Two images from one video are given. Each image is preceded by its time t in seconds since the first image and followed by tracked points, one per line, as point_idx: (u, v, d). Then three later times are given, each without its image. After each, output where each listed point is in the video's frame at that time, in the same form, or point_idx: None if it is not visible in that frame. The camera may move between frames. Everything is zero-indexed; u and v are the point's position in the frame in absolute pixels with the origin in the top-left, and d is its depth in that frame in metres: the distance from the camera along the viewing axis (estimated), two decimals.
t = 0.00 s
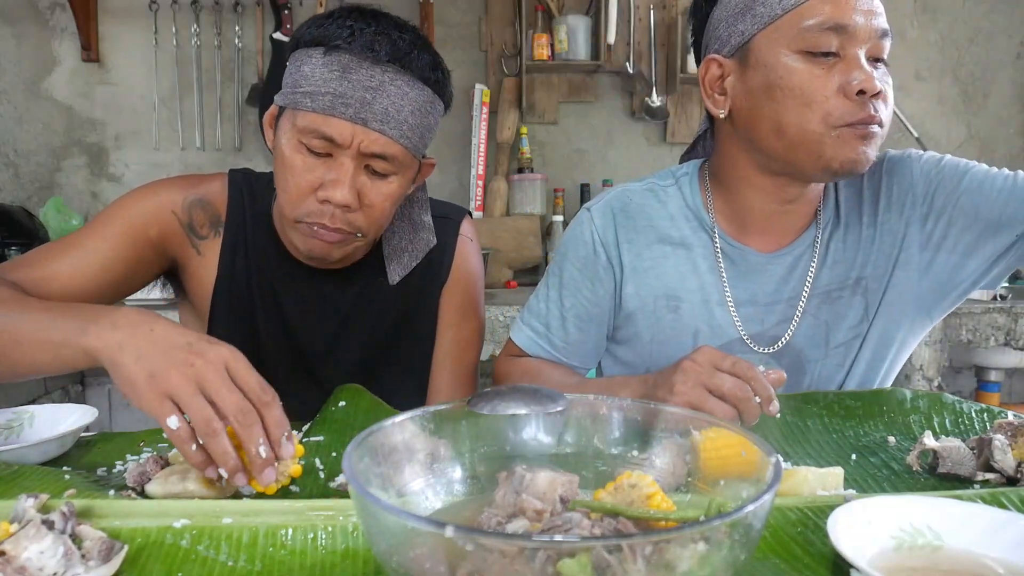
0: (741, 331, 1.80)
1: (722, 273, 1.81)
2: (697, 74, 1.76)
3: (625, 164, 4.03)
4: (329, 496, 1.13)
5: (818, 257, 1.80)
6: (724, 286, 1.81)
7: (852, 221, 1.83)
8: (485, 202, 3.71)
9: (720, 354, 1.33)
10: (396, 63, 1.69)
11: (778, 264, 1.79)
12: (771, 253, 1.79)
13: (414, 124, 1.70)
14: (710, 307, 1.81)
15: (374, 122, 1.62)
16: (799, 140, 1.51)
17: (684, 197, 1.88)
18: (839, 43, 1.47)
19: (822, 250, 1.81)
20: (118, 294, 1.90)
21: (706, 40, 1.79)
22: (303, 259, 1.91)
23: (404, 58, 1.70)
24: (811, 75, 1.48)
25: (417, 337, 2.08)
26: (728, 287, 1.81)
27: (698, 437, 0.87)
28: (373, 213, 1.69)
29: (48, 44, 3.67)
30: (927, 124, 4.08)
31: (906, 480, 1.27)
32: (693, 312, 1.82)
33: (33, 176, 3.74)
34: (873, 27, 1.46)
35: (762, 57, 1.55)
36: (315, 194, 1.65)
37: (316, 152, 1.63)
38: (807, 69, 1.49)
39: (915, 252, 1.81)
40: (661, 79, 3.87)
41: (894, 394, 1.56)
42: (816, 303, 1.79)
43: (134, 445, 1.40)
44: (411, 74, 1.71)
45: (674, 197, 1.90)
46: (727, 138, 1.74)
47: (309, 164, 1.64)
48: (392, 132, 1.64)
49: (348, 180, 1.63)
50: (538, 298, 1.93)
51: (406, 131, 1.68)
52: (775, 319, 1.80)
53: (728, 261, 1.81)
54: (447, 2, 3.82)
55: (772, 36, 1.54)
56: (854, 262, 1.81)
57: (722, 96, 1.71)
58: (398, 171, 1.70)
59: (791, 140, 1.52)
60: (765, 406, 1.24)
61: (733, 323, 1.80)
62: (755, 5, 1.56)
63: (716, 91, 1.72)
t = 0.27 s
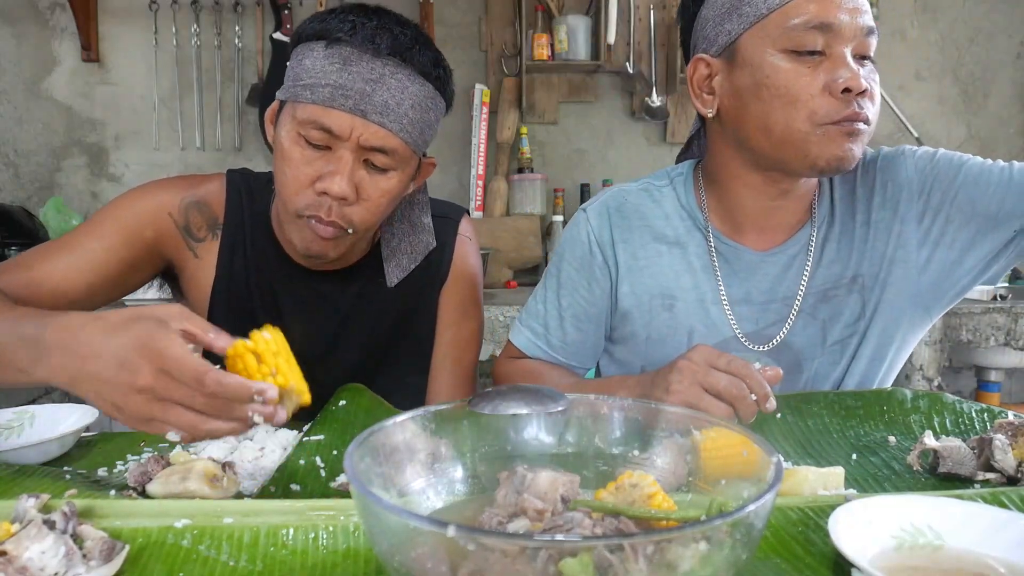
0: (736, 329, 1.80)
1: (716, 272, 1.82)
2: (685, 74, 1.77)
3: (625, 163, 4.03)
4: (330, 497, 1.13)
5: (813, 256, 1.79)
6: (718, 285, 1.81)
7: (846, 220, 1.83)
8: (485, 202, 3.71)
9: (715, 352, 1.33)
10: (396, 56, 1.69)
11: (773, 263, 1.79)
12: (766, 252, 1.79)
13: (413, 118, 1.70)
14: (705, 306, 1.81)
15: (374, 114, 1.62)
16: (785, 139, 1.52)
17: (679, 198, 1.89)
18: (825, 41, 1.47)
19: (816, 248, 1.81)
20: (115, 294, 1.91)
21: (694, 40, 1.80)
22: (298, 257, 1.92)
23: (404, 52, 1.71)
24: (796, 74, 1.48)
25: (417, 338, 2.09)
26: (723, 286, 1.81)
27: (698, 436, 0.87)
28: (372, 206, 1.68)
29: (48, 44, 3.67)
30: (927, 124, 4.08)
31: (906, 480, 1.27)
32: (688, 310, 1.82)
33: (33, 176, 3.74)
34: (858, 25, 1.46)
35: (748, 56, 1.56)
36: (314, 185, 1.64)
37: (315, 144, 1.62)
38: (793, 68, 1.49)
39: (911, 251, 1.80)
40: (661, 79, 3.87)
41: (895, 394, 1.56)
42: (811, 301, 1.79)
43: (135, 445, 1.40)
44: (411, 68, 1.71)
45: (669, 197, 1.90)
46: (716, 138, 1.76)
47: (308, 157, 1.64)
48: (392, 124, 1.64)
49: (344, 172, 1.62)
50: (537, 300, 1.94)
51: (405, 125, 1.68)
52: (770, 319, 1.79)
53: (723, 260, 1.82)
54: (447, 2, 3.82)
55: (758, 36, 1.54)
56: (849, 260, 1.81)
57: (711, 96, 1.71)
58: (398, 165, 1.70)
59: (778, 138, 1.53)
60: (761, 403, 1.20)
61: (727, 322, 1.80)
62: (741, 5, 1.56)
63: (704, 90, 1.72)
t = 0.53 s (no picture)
0: (733, 329, 1.80)
1: (713, 271, 1.82)
2: (678, 75, 1.76)
3: (625, 163, 4.03)
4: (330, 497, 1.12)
5: (809, 255, 1.80)
6: (716, 285, 1.81)
7: (842, 218, 1.83)
8: (485, 202, 3.71)
9: (713, 350, 1.32)
10: (399, 44, 1.70)
11: (769, 262, 1.78)
12: (762, 251, 1.79)
13: (415, 108, 1.70)
14: (702, 305, 1.81)
15: (375, 99, 1.62)
16: (778, 140, 1.52)
17: (675, 198, 1.89)
18: (817, 40, 1.47)
19: (812, 247, 1.81)
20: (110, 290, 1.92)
21: (688, 40, 1.79)
22: (299, 257, 1.92)
23: (407, 42, 1.71)
24: (789, 74, 1.48)
25: (417, 340, 2.09)
26: (720, 286, 1.81)
27: (699, 437, 0.87)
28: (371, 195, 1.67)
29: (48, 44, 3.67)
30: (927, 124, 4.08)
31: (907, 480, 1.27)
32: (685, 309, 1.82)
33: (33, 176, 3.74)
34: (850, 24, 1.46)
35: (740, 57, 1.55)
36: (311, 171, 1.62)
37: (315, 130, 1.61)
38: (786, 67, 1.49)
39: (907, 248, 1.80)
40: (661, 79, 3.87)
41: (895, 394, 1.56)
42: (807, 300, 1.79)
43: (135, 445, 1.40)
44: (413, 58, 1.72)
45: (665, 197, 1.90)
46: (711, 137, 1.76)
47: (308, 143, 1.63)
48: (392, 111, 1.64)
49: (341, 156, 1.60)
50: (535, 301, 1.94)
51: (406, 113, 1.68)
52: (767, 318, 1.79)
53: (720, 260, 1.81)
54: (447, 2, 3.82)
55: (750, 36, 1.54)
56: (845, 258, 1.81)
57: (705, 97, 1.71)
58: (397, 157, 1.69)
59: (772, 137, 1.53)
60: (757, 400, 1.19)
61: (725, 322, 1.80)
62: (734, 6, 1.56)
63: (698, 91, 1.72)
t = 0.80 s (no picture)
0: (732, 328, 1.80)
1: (712, 271, 1.82)
2: (677, 77, 1.76)
3: (625, 163, 4.03)
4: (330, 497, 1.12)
5: (807, 253, 1.80)
6: (714, 284, 1.81)
7: (840, 216, 1.83)
8: (485, 202, 3.72)
9: (716, 349, 1.33)
10: (400, 49, 1.70)
11: (768, 261, 1.78)
12: (761, 250, 1.79)
13: (414, 114, 1.69)
14: (701, 305, 1.81)
15: (373, 105, 1.61)
16: (774, 142, 1.52)
17: (673, 198, 1.89)
18: (813, 41, 1.47)
19: (811, 245, 1.81)
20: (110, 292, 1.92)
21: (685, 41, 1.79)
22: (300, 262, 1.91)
23: (408, 47, 1.71)
24: (786, 76, 1.48)
25: (417, 341, 2.09)
26: (719, 286, 1.81)
27: (699, 437, 0.87)
28: (368, 202, 1.66)
29: (48, 44, 3.67)
30: (927, 124, 4.09)
31: (907, 480, 1.27)
32: (684, 309, 1.82)
33: (33, 176, 3.74)
34: (847, 24, 1.45)
35: (738, 59, 1.55)
36: (307, 176, 1.62)
37: (313, 135, 1.61)
38: (783, 69, 1.49)
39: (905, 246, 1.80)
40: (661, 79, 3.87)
41: (894, 394, 1.56)
42: (806, 299, 1.79)
43: (135, 445, 1.40)
44: (415, 63, 1.71)
45: (663, 198, 1.90)
46: (709, 138, 1.76)
47: (306, 148, 1.62)
48: (391, 117, 1.64)
49: (338, 162, 1.60)
50: (533, 302, 1.94)
51: (405, 120, 1.67)
52: (766, 317, 1.80)
53: (718, 260, 1.81)
54: (447, 2, 3.82)
55: (747, 38, 1.54)
56: (844, 256, 1.81)
57: (703, 98, 1.70)
58: (396, 163, 1.69)
59: (769, 139, 1.53)
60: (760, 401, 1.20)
61: (724, 322, 1.80)
62: (730, 8, 1.56)
63: (696, 93, 1.71)
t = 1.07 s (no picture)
0: (730, 328, 1.80)
1: (710, 272, 1.82)
2: (672, 75, 1.77)
3: (625, 163, 4.03)
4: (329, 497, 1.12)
5: (806, 253, 1.80)
6: (712, 285, 1.81)
7: (838, 215, 1.83)
8: (485, 202, 3.72)
9: (710, 352, 1.33)
10: (405, 56, 1.69)
11: (766, 261, 1.79)
12: (759, 250, 1.79)
13: (419, 122, 1.69)
14: (700, 306, 1.81)
15: (379, 114, 1.61)
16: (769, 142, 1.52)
17: (671, 198, 1.89)
18: (808, 41, 1.46)
19: (809, 245, 1.81)
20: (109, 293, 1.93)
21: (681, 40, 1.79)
22: (300, 264, 1.91)
23: (413, 53, 1.70)
24: (780, 76, 1.48)
25: (417, 341, 2.10)
26: (717, 287, 1.81)
27: (698, 436, 0.87)
28: (371, 211, 1.67)
29: (48, 44, 3.67)
30: (926, 124, 4.09)
31: (906, 480, 1.27)
32: (682, 311, 1.81)
33: (33, 176, 3.74)
34: (842, 23, 1.45)
35: (732, 59, 1.56)
36: (311, 185, 1.62)
37: (317, 143, 1.60)
38: (777, 69, 1.49)
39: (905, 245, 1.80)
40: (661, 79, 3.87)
41: (894, 394, 1.56)
42: (805, 299, 1.79)
43: (135, 445, 1.40)
44: (419, 70, 1.71)
45: (661, 198, 1.90)
46: (704, 137, 1.76)
47: (310, 156, 1.62)
48: (396, 126, 1.63)
49: (344, 171, 1.60)
50: (533, 303, 1.94)
51: (410, 128, 1.67)
52: (764, 316, 1.80)
53: (716, 260, 1.81)
54: (447, 2, 3.82)
55: (742, 38, 1.54)
56: (842, 256, 1.81)
57: (696, 98, 1.71)
58: (401, 171, 1.69)
59: (764, 140, 1.53)
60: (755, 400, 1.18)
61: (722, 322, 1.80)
62: (725, 7, 1.56)
63: (691, 92, 1.72)
